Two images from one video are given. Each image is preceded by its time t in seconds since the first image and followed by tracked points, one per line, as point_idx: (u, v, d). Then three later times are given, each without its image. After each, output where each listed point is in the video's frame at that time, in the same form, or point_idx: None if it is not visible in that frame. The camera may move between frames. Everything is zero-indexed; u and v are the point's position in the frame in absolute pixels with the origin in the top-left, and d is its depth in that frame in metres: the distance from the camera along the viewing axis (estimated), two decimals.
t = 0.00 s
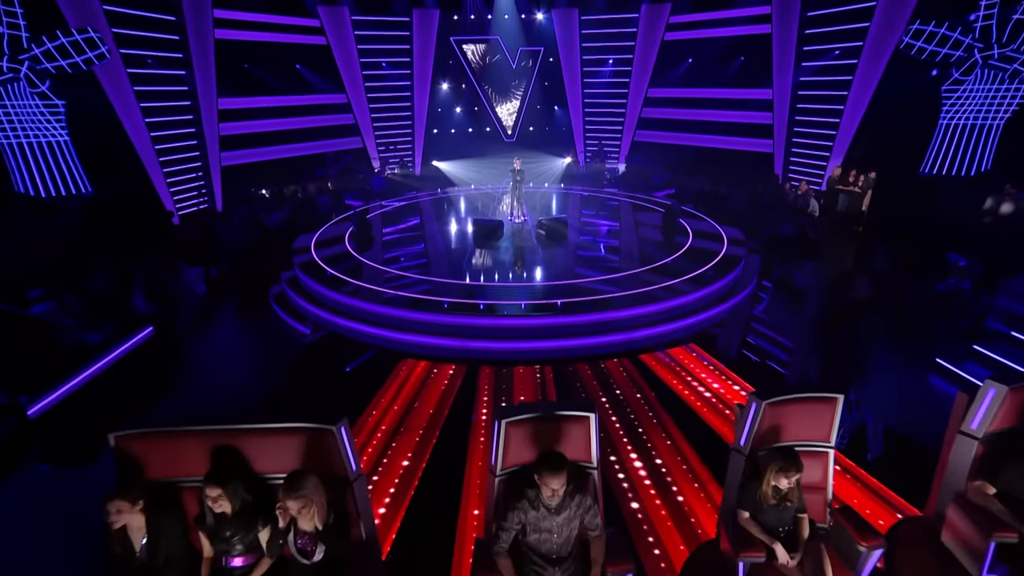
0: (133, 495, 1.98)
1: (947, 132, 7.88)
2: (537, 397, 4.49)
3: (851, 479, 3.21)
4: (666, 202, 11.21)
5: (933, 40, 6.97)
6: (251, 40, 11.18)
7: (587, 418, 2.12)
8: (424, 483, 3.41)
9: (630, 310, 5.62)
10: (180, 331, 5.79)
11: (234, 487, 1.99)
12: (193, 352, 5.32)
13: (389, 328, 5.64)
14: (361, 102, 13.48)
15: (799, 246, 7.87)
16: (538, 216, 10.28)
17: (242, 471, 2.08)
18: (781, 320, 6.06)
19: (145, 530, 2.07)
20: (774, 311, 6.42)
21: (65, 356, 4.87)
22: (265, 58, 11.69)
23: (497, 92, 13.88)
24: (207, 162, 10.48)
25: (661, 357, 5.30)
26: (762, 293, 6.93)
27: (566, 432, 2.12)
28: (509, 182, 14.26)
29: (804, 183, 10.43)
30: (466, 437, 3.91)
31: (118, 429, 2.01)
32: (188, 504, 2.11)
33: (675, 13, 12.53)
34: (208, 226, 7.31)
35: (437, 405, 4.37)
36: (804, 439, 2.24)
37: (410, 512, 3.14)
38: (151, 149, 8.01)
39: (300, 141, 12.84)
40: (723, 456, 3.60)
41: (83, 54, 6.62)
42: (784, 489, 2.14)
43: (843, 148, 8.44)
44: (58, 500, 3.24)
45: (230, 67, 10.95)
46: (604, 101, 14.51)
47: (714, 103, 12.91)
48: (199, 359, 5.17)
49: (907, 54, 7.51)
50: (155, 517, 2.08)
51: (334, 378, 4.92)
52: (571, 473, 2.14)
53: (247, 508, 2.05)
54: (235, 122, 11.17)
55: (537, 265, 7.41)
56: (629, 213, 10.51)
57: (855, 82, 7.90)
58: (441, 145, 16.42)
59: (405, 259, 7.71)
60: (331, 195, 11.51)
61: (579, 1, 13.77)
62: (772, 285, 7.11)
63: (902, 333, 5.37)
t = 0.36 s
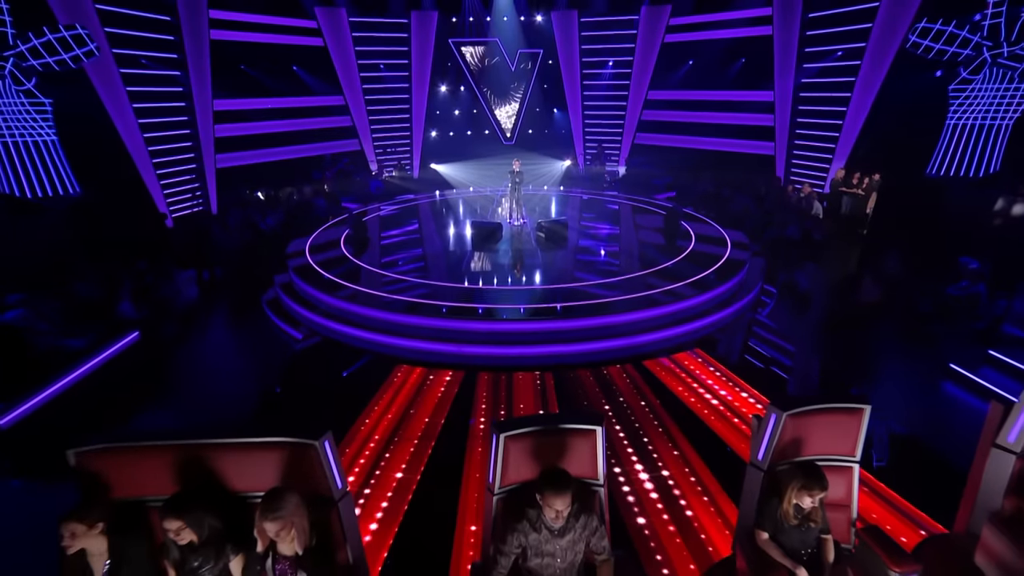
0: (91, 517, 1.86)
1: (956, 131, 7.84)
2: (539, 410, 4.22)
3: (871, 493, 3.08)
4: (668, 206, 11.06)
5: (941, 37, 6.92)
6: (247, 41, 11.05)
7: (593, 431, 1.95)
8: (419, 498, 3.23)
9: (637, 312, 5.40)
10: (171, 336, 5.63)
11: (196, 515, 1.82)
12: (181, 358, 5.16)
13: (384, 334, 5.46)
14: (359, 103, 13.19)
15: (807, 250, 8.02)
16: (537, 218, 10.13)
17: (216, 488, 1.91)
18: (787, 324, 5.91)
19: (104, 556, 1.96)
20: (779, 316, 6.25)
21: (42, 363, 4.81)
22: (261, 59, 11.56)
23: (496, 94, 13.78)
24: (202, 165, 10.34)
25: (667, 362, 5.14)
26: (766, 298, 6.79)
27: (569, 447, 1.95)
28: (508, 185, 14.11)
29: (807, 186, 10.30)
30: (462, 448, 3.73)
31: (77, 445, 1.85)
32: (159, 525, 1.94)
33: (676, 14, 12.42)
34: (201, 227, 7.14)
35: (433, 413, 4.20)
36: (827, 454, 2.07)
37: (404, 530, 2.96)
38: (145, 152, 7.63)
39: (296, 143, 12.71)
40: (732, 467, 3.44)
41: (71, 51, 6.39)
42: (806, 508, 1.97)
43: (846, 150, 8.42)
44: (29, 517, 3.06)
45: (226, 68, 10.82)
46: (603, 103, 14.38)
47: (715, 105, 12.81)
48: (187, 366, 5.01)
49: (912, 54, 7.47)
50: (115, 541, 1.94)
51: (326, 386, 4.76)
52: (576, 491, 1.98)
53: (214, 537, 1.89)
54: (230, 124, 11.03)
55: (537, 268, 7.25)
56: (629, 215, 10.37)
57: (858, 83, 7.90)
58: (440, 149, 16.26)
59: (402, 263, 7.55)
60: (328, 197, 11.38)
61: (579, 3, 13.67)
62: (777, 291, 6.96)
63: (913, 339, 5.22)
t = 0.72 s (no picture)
0: (41, 548, 1.74)
1: (962, 132, 7.55)
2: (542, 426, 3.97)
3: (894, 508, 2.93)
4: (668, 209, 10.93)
5: (947, 36, 7.08)
6: (242, 43, 10.91)
7: (601, 447, 1.80)
8: (412, 515, 3.06)
9: (640, 318, 5.25)
10: (159, 341, 5.47)
11: (147, 555, 1.71)
12: (169, 364, 5.00)
13: (379, 340, 5.30)
14: (355, 106, 13.14)
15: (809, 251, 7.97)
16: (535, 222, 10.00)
17: (188, 509, 1.80)
18: (793, 328, 5.75)
19: None
20: (785, 320, 6.11)
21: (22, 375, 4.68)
22: (256, 61, 11.41)
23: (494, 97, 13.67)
24: (196, 167, 10.16)
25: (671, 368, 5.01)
26: (770, 302, 6.65)
27: (576, 464, 1.79)
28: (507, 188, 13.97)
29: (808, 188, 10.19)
30: (459, 461, 3.56)
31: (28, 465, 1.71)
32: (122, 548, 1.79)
33: (676, 17, 12.33)
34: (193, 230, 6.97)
35: (428, 422, 4.03)
36: (857, 469, 1.90)
37: (395, 550, 2.77)
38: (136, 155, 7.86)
39: (292, 146, 12.56)
40: (742, 480, 3.28)
41: (58, 48, 6.39)
42: (835, 530, 1.81)
43: (848, 152, 8.88)
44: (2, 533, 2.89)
45: (220, 70, 10.66)
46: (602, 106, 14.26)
47: (714, 108, 12.70)
48: (174, 372, 4.85)
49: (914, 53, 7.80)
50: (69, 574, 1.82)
51: (318, 394, 4.59)
52: (583, 512, 1.83)
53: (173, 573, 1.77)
54: (224, 126, 10.87)
55: (535, 272, 7.08)
56: (628, 219, 10.24)
57: (861, 85, 8.30)
58: (437, 152, 16.13)
59: (398, 266, 7.37)
60: (323, 201, 11.22)
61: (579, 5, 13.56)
62: (780, 295, 6.82)
63: (925, 344, 5.09)
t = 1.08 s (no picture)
0: None
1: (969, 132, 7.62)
2: (544, 436, 3.79)
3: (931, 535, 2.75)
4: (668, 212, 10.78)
5: (953, 34, 7.06)
6: (237, 43, 10.76)
7: (614, 464, 1.65)
8: (406, 531, 2.88)
9: (643, 321, 5.18)
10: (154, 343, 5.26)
11: None
12: (160, 368, 4.85)
13: (374, 345, 5.12)
14: (352, 109, 13.01)
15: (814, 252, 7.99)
16: (535, 224, 9.83)
17: (158, 535, 1.66)
18: (800, 332, 5.59)
19: None
20: (792, 322, 5.94)
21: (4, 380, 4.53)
22: (251, 62, 11.26)
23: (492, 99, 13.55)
24: (190, 169, 9.98)
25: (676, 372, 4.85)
26: (777, 305, 6.45)
27: (586, 483, 1.64)
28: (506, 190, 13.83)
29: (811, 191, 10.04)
30: (457, 472, 3.39)
31: None
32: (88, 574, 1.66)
33: (676, 18, 12.23)
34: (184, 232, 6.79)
35: (425, 431, 3.87)
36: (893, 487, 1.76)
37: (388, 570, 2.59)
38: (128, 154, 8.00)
39: (288, 148, 12.40)
40: (755, 493, 3.12)
41: (44, 45, 6.33)
42: (874, 557, 1.65)
43: (850, 155, 9.04)
44: None
45: (214, 70, 10.51)
46: (601, 109, 14.15)
47: (715, 110, 12.59)
48: (165, 377, 4.72)
49: (917, 55, 7.88)
50: None
51: (312, 401, 4.43)
52: (593, 535, 1.68)
53: None
54: (218, 127, 10.71)
55: (535, 275, 6.92)
56: (628, 221, 10.10)
57: (864, 86, 8.46)
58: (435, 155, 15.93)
59: (395, 269, 7.20)
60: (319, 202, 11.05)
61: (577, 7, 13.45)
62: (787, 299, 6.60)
63: (939, 348, 4.93)
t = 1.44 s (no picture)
0: None
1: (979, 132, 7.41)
2: (546, 445, 3.64)
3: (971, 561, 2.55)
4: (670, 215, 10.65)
5: (962, 33, 6.94)
6: (232, 44, 10.61)
7: (633, 485, 1.57)
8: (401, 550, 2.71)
9: (650, 326, 5.00)
10: (154, 344, 5.03)
11: None
12: (160, 367, 4.77)
13: (370, 350, 4.96)
14: (350, 111, 12.90)
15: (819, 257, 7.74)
16: (535, 227, 9.68)
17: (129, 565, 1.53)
18: (806, 337, 5.45)
19: None
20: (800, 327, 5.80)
21: None
22: (248, 64, 11.10)
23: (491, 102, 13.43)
24: (184, 171, 9.79)
25: (681, 378, 4.68)
26: (782, 309, 6.32)
27: (603, 506, 1.56)
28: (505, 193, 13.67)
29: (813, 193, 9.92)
30: (455, 485, 3.22)
31: None
32: None
33: (675, 21, 12.14)
34: (174, 235, 6.61)
35: (421, 441, 3.70)
36: (941, 509, 1.84)
37: None
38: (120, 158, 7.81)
39: (285, 151, 12.25)
40: (770, 508, 2.97)
41: (30, 40, 6.20)
42: None
43: (855, 157, 9.24)
44: None
45: (209, 72, 10.35)
46: (601, 112, 14.05)
47: (716, 112, 12.48)
48: (165, 377, 4.68)
49: (924, 53, 7.86)
50: None
51: (306, 410, 4.27)
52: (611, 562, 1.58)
53: None
54: (213, 129, 10.55)
55: (534, 278, 6.77)
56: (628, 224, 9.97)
57: (868, 86, 8.69)
58: (434, 159, 15.85)
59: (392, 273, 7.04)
60: (316, 205, 10.87)
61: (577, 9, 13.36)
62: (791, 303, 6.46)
63: (953, 353, 4.78)
